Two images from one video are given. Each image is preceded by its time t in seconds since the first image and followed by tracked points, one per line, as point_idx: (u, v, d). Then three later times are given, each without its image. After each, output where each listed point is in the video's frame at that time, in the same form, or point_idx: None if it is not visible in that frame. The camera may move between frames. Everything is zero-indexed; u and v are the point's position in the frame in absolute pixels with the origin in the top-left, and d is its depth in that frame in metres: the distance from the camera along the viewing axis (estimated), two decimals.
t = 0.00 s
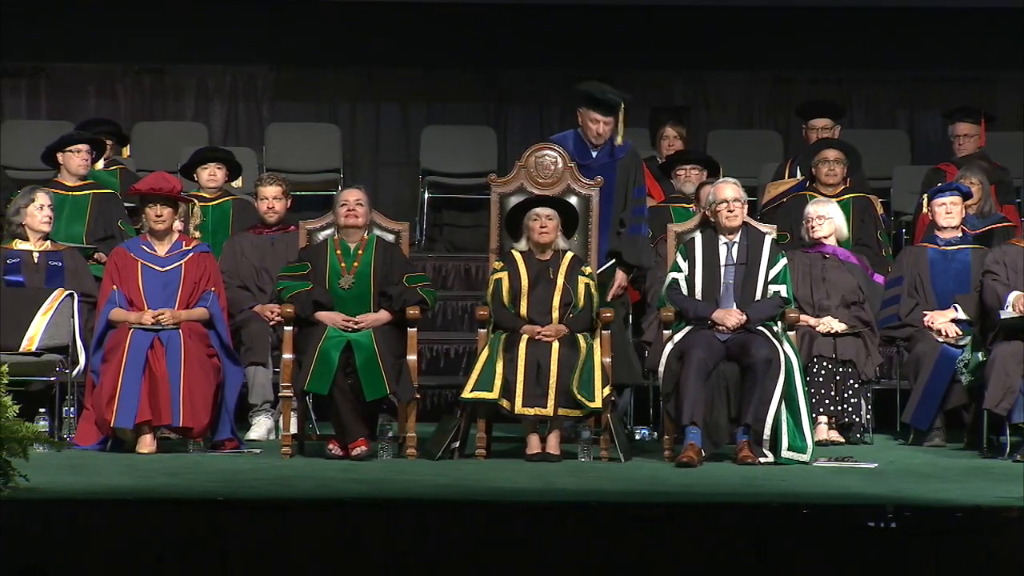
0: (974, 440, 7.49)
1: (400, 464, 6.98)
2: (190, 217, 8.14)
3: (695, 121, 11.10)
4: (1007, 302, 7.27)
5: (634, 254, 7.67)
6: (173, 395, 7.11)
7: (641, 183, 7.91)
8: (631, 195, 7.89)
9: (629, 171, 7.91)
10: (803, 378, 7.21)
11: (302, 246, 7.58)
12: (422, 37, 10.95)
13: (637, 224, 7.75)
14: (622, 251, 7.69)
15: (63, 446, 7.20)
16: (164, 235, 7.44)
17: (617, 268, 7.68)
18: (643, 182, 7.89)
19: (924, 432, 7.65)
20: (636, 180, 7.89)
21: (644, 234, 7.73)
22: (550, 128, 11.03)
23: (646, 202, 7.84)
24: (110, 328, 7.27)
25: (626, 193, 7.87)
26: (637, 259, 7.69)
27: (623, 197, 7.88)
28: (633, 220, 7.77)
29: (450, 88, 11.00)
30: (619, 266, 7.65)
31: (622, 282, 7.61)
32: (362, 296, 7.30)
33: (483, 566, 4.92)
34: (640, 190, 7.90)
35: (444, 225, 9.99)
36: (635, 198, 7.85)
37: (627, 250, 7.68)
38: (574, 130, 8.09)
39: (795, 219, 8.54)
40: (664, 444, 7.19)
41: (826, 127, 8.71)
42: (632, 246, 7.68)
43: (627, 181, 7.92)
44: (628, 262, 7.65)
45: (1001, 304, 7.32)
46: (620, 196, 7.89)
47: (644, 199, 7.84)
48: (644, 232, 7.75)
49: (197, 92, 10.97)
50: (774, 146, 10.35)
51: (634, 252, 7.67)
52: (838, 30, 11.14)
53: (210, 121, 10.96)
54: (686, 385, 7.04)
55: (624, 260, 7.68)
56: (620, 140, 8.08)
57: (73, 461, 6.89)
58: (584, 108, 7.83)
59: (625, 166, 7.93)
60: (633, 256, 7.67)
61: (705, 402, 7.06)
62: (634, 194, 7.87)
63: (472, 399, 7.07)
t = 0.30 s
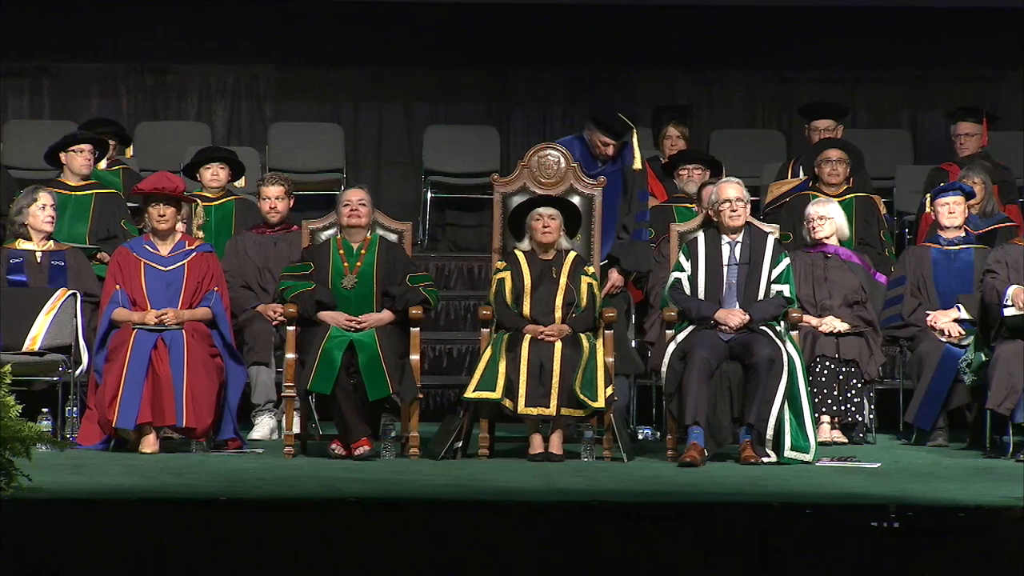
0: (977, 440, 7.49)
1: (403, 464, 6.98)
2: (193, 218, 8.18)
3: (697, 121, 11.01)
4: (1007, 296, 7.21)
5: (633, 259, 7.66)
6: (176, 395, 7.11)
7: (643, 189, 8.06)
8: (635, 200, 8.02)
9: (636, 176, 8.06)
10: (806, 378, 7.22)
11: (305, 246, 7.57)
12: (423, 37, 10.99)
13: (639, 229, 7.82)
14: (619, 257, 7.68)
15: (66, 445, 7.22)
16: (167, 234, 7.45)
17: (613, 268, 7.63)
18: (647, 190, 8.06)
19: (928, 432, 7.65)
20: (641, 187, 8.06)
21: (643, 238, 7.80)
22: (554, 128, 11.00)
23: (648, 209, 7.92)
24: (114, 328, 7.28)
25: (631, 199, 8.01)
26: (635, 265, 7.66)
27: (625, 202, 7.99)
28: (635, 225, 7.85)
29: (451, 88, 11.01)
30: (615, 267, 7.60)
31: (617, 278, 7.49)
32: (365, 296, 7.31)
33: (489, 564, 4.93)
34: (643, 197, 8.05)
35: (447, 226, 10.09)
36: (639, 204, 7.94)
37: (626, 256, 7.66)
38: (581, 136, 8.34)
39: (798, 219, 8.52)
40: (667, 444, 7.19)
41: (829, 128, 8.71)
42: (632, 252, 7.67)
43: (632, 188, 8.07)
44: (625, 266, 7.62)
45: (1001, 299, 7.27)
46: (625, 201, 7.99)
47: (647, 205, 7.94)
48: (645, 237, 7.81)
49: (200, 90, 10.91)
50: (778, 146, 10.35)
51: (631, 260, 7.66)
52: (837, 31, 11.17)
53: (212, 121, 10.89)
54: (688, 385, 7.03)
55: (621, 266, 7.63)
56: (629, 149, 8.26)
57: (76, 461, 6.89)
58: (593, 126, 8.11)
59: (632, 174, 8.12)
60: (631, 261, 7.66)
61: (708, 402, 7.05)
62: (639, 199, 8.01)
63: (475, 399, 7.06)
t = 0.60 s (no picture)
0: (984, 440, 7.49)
1: (410, 464, 6.98)
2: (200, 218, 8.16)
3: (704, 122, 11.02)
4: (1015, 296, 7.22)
5: (642, 264, 7.75)
6: (183, 396, 7.11)
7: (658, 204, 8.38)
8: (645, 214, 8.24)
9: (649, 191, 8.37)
10: (813, 379, 7.22)
11: (312, 246, 7.57)
12: (422, 38, 10.96)
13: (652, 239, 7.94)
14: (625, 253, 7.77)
15: (73, 446, 7.21)
16: (174, 235, 7.45)
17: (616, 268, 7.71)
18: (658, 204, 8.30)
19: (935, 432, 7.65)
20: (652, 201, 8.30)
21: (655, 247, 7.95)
22: (561, 127, 10.99)
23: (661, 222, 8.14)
24: (120, 328, 7.27)
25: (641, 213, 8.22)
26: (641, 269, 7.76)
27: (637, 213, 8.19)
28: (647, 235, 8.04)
29: (451, 88, 10.99)
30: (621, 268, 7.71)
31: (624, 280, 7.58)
32: (372, 296, 7.30)
33: (493, 564, 4.94)
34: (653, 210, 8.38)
35: (453, 226, 10.08)
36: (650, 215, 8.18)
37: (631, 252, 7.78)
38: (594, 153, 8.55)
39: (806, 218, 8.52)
40: (674, 444, 7.19)
41: (836, 128, 8.71)
42: (637, 253, 7.79)
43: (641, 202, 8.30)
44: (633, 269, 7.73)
45: (1009, 298, 7.26)
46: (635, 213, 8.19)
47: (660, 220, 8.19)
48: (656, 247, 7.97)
49: (206, 92, 10.93)
50: (784, 147, 10.34)
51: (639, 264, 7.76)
52: (838, 31, 11.13)
53: (219, 120, 10.93)
54: (695, 385, 7.04)
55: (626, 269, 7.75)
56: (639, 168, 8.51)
57: (84, 461, 6.89)
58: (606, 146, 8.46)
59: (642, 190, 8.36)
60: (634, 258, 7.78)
61: (714, 402, 7.06)
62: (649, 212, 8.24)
63: (482, 399, 7.06)
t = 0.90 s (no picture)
0: (996, 440, 7.48)
1: (421, 464, 6.98)
2: (211, 218, 8.13)
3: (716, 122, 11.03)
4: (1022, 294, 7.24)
5: (654, 280, 7.71)
6: (194, 396, 7.12)
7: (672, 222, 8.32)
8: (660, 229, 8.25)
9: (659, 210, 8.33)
10: (824, 379, 7.22)
11: (323, 246, 7.58)
12: (422, 39, 10.96)
13: (665, 257, 7.97)
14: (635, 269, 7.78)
15: (84, 446, 7.22)
16: (185, 235, 7.46)
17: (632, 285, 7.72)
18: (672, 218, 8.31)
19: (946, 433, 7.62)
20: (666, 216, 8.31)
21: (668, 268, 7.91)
22: (572, 127, 10.98)
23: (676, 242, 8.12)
24: (131, 328, 7.26)
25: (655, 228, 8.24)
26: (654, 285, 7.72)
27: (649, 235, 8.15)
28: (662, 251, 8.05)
29: (456, 88, 10.99)
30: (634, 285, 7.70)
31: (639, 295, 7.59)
32: (383, 296, 7.31)
33: (498, 564, 4.93)
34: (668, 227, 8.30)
35: (465, 226, 10.05)
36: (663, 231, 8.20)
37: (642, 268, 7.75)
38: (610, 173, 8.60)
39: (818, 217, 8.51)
40: (685, 444, 7.18)
41: (847, 129, 8.74)
42: (649, 268, 7.74)
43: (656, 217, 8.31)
44: (644, 284, 7.70)
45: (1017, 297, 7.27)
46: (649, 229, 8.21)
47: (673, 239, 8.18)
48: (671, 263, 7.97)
49: (217, 92, 10.93)
50: (795, 147, 10.34)
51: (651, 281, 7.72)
52: (838, 31, 11.13)
53: (230, 121, 10.92)
54: (706, 385, 7.04)
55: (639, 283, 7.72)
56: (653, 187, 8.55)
57: (95, 461, 6.90)
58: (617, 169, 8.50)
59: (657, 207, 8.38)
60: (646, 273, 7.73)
61: (725, 402, 7.06)
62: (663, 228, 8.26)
63: (492, 399, 7.06)
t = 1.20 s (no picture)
0: (1008, 441, 7.48)
1: (434, 464, 6.98)
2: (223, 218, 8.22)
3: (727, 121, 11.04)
4: None
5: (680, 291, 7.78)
6: (206, 397, 7.12)
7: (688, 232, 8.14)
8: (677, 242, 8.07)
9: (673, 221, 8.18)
10: (836, 379, 7.22)
11: (335, 246, 7.57)
12: (423, 39, 10.95)
13: (686, 269, 7.93)
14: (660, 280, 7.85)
15: (96, 446, 7.22)
16: (197, 235, 7.47)
17: (664, 299, 7.72)
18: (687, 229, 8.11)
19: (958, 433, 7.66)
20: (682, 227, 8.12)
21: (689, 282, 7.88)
22: (584, 128, 10.99)
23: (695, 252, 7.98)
24: (143, 328, 7.27)
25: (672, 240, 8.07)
26: (681, 296, 7.77)
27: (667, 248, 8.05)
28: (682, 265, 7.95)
29: (464, 88, 10.98)
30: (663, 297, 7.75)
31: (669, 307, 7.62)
32: (395, 296, 7.31)
33: (507, 565, 4.93)
34: (686, 239, 8.11)
35: (476, 226, 10.08)
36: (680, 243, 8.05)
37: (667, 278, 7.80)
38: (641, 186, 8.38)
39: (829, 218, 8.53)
40: (697, 444, 7.18)
41: (857, 129, 8.76)
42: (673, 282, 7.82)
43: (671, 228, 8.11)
44: (671, 296, 7.74)
45: None
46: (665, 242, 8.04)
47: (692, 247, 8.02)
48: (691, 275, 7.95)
49: (229, 92, 10.94)
50: (809, 146, 10.33)
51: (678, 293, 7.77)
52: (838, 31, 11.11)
53: (243, 120, 10.92)
54: (718, 385, 7.03)
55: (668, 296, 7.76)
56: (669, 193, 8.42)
57: (107, 461, 6.90)
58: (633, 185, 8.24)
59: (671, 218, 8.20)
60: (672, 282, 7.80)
61: (737, 401, 7.06)
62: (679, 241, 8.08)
63: (504, 399, 7.05)
